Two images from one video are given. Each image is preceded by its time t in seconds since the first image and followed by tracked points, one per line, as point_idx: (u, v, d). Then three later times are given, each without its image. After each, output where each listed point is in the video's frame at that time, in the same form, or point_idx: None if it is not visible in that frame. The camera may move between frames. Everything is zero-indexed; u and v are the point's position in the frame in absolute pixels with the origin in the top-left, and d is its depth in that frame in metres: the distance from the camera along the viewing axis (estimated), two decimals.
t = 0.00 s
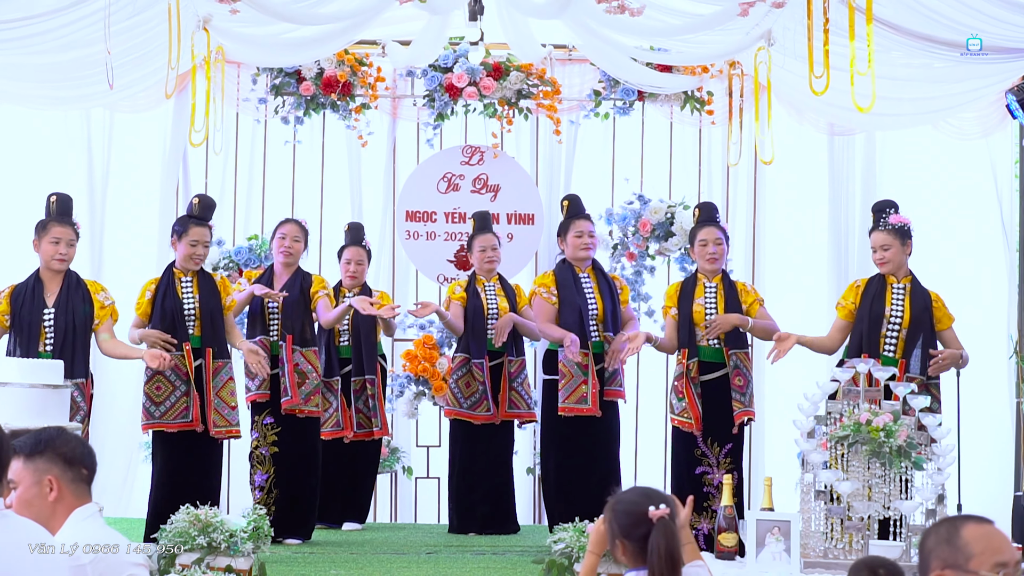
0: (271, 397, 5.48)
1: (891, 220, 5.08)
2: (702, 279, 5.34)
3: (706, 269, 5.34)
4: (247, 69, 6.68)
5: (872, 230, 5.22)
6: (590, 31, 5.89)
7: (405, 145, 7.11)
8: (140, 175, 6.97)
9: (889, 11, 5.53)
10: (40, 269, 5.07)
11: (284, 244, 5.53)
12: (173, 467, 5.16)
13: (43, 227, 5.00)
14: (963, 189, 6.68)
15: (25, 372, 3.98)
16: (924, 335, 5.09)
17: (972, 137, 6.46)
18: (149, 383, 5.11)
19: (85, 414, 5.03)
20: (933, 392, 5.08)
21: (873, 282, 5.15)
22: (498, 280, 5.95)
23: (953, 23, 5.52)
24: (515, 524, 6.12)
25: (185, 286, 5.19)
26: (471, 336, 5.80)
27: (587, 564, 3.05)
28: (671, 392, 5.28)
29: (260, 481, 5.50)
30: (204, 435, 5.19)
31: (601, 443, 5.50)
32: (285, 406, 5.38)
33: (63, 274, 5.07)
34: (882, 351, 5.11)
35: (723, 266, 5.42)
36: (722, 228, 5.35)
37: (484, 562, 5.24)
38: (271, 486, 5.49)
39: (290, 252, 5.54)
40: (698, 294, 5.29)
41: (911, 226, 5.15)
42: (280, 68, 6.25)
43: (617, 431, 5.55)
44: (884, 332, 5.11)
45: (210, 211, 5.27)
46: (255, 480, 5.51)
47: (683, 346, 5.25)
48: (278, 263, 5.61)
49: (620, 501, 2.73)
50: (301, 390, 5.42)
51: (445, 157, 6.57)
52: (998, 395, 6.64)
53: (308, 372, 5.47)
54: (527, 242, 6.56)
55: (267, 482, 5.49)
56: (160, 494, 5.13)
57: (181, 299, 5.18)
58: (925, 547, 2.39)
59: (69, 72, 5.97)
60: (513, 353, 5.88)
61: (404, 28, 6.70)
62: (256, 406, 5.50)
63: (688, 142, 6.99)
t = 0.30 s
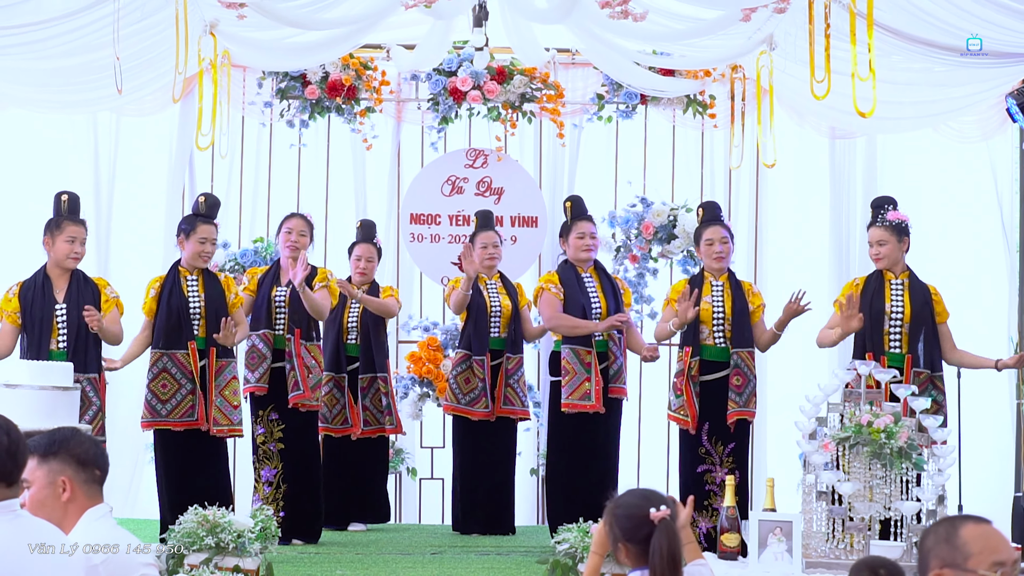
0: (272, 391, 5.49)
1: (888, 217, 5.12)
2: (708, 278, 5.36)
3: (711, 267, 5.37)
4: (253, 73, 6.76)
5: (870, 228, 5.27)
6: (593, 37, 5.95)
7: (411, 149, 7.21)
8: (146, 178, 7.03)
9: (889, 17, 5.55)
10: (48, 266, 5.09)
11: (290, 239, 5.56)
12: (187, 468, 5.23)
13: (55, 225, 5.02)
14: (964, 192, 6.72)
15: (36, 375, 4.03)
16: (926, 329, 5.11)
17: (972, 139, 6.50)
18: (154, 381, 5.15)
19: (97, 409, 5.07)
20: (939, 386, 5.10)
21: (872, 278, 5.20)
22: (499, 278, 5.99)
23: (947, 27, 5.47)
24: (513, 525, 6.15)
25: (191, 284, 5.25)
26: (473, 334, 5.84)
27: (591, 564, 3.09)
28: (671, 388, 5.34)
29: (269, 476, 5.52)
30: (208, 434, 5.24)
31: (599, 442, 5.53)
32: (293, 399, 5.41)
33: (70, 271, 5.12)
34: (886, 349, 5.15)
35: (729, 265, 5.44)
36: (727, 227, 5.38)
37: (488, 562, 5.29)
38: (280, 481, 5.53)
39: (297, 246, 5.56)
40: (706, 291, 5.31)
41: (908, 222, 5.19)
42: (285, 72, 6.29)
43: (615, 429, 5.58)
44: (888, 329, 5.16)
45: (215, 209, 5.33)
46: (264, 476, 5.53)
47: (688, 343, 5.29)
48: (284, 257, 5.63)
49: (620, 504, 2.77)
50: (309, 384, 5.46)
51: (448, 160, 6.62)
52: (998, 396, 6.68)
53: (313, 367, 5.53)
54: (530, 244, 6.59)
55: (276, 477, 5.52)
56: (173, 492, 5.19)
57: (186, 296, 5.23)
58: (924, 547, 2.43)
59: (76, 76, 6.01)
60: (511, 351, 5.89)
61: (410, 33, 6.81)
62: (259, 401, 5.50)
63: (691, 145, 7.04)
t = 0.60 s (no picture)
0: (263, 403, 5.58)
1: (887, 225, 5.19)
2: (718, 288, 5.41)
3: (718, 277, 5.42)
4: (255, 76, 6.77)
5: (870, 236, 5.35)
6: (594, 41, 6.00)
7: (411, 151, 7.24)
8: (148, 181, 7.07)
9: (885, 21, 5.58)
10: (54, 275, 5.12)
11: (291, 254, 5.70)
12: (175, 469, 5.24)
13: (66, 235, 5.05)
14: (962, 195, 6.76)
15: (41, 378, 4.08)
16: (931, 335, 5.15)
17: (970, 142, 6.55)
18: (145, 387, 5.18)
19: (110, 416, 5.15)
20: (947, 389, 5.15)
21: (873, 289, 5.25)
22: (502, 288, 6.02)
23: (945, 31, 5.48)
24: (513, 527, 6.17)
25: (186, 292, 5.29)
26: (479, 346, 5.90)
27: (589, 565, 3.13)
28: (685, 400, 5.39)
29: (253, 484, 5.60)
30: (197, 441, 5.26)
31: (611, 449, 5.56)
32: (279, 410, 5.50)
33: (75, 281, 5.15)
34: (891, 358, 5.19)
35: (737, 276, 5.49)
36: (733, 238, 5.41)
37: (489, 563, 5.33)
38: (261, 489, 5.59)
39: (297, 261, 5.72)
40: (717, 302, 5.37)
41: (908, 230, 5.23)
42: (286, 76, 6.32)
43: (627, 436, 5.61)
44: (891, 338, 5.20)
45: (207, 217, 5.39)
46: (247, 483, 5.61)
47: (702, 354, 5.32)
48: (284, 272, 5.80)
49: (618, 506, 2.82)
50: (295, 396, 5.56)
51: (449, 163, 6.66)
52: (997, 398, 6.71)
53: (302, 379, 5.63)
54: (530, 247, 6.63)
55: (259, 485, 5.60)
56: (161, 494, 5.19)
57: (181, 304, 5.27)
58: (917, 546, 2.47)
59: (79, 81, 6.05)
60: (518, 362, 5.97)
61: (410, 36, 6.77)
62: (248, 410, 5.59)
63: (690, 148, 7.07)
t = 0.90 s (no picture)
0: (272, 394, 5.59)
1: (878, 221, 5.25)
2: (719, 284, 5.44)
3: (719, 272, 5.44)
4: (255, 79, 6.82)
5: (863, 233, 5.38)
6: (592, 44, 6.07)
7: (410, 155, 7.29)
8: (149, 185, 7.11)
9: (878, 24, 5.64)
10: (47, 271, 5.16)
11: (298, 244, 5.68)
12: (178, 466, 5.29)
13: (61, 229, 5.10)
14: (958, 197, 6.81)
15: (42, 381, 4.13)
16: (926, 330, 5.20)
17: (966, 145, 6.60)
18: (145, 383, 5.23)
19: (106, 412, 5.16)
20: (939, 383, 5.21)
21: (870, 283, 5.28)
22: (506, 282, 6.02)
23: (939, 36, 5.52)
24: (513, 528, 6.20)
25: (183, 289, 5.34)
26: (481, 337, 5.91)
27: (586, 565, 3.17)
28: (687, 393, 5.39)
29: (263, 478, 5.58)
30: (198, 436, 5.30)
31: (605, 443, 5.61)
32: (290, 401, 5.50)
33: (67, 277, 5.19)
34: (886, 351, 5.22)
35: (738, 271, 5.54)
36: (733, 234, 5.43)
37: (488, 563, 5.37)
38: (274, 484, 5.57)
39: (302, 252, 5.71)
40: (718, 296, 5.39)
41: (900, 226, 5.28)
42: (287, 80, 6.36)
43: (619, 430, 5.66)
44: (886, 332, 5.23)
45: (198, 212, 5.42)
46: (258, 477, 5.58)
47: (703, 348, 5.34)
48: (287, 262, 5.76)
49: (613, 507, 2.85)
50: (305, 386, 5.55)
51: (448, 166, 6.70)
52: (993, 400, 6.75)
53: (311, 368, 5.60)
54: (529, 249, 6.68)
55: (271, 480, 5.58)
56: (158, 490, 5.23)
57: (179, 299, 5.31)
58: (905, 547, 2.51)
59: (81, 84, 6.09)
60: (521, 355, 6.00)
61: (410, 39, 6.92)
62: (260, 404, 5.60)
63: (688, 151, 7.12)
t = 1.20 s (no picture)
0: (285, 401, 5.61)
1: (868, 230, 5.30)
2: (711, 287, 5.51)
3: (712, 276, 5.52)
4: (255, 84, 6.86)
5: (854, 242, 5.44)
6: (589, 50, 6.06)
7: (409, 159, 7.34)
8: (150, 188, 7.16)
9: (872, 30, 5.63)
10: (42, 276, 5.20)
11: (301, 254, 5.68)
12: (182, 472, 5.33)
13: (54, 236, 5.13)
14: (953, 201, 6.86)
15: (44, 383, 4.19)
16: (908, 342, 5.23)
17: (961, 149, 6.65)
18: (154, 389, 5.29)
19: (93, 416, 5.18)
20: (921, 395, 5.24)
21: (856, 293, 5.35)
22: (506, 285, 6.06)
23: (931, 42, 5.57)
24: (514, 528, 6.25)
25: (189, 296, 5.41)
26: (476, 339, 5.98)
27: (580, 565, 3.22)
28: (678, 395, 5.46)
29: (276, 484, 5.65)
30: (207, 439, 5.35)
31: (590, 447, 5.65)
32: (300, 409, 5.54)
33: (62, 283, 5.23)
34: (868, 360, 5.27)
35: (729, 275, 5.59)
36: (727, 238, 5.50)
37: (485, 564, 5.42)
38: (287, 489, 5.64)
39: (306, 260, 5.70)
40: (708, 301, 5.47)
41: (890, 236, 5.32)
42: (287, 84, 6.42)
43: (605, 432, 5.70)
44: (869, 341, 5.28)
45: (201, 220, 5.47)
46: (271, 483, 5.65)
47: (691, 351, 5.39)
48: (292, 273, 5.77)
49: (608, 508, 2.91)
50: (316, 394, 5.58)
51: (446, 170, 6.75)
52: (989, 402, 6.79)
53: (321, 377, 5.64)
54: (528, 252, 6.74)
55: (283, 485, 5.64)
56: (169, 495, 5.30)
57: (185, 307, 5.39)
58: (892, 549, 2.55)
59: (82, 89, 6.14)
60: (518, 358, 6.02)
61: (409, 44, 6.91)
62: (271, 410, 5.64)
63: (685, 155, 7.17)
